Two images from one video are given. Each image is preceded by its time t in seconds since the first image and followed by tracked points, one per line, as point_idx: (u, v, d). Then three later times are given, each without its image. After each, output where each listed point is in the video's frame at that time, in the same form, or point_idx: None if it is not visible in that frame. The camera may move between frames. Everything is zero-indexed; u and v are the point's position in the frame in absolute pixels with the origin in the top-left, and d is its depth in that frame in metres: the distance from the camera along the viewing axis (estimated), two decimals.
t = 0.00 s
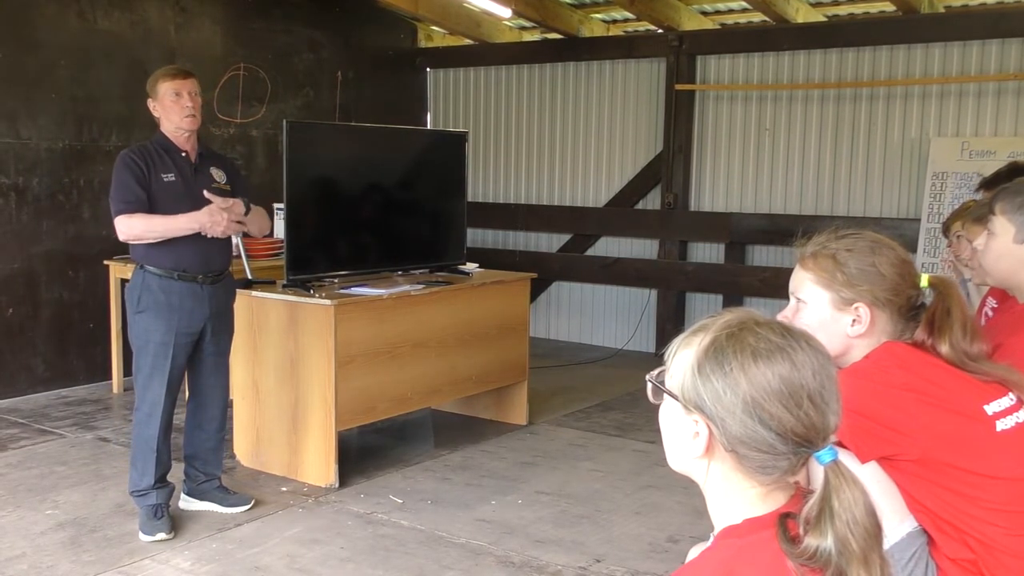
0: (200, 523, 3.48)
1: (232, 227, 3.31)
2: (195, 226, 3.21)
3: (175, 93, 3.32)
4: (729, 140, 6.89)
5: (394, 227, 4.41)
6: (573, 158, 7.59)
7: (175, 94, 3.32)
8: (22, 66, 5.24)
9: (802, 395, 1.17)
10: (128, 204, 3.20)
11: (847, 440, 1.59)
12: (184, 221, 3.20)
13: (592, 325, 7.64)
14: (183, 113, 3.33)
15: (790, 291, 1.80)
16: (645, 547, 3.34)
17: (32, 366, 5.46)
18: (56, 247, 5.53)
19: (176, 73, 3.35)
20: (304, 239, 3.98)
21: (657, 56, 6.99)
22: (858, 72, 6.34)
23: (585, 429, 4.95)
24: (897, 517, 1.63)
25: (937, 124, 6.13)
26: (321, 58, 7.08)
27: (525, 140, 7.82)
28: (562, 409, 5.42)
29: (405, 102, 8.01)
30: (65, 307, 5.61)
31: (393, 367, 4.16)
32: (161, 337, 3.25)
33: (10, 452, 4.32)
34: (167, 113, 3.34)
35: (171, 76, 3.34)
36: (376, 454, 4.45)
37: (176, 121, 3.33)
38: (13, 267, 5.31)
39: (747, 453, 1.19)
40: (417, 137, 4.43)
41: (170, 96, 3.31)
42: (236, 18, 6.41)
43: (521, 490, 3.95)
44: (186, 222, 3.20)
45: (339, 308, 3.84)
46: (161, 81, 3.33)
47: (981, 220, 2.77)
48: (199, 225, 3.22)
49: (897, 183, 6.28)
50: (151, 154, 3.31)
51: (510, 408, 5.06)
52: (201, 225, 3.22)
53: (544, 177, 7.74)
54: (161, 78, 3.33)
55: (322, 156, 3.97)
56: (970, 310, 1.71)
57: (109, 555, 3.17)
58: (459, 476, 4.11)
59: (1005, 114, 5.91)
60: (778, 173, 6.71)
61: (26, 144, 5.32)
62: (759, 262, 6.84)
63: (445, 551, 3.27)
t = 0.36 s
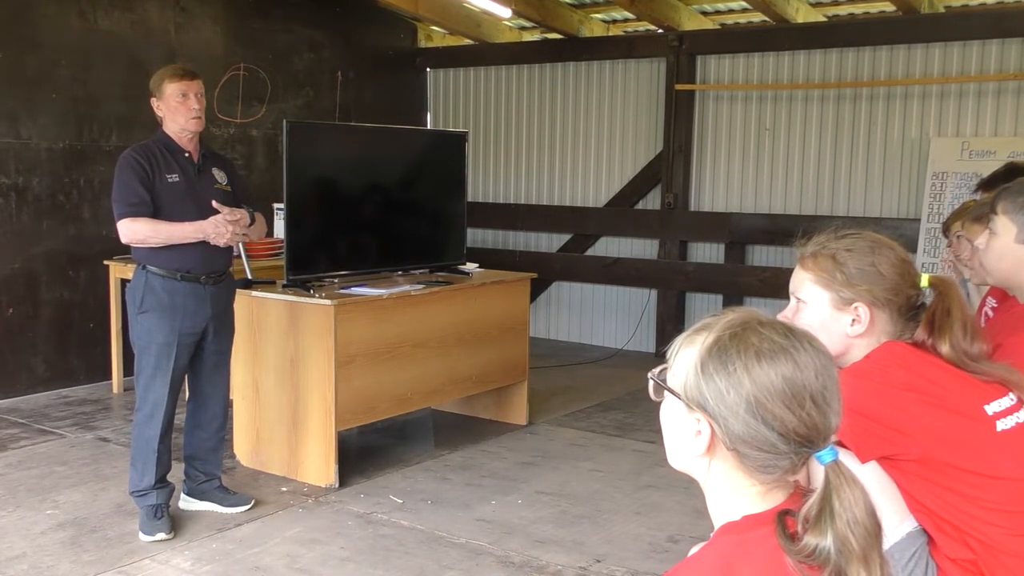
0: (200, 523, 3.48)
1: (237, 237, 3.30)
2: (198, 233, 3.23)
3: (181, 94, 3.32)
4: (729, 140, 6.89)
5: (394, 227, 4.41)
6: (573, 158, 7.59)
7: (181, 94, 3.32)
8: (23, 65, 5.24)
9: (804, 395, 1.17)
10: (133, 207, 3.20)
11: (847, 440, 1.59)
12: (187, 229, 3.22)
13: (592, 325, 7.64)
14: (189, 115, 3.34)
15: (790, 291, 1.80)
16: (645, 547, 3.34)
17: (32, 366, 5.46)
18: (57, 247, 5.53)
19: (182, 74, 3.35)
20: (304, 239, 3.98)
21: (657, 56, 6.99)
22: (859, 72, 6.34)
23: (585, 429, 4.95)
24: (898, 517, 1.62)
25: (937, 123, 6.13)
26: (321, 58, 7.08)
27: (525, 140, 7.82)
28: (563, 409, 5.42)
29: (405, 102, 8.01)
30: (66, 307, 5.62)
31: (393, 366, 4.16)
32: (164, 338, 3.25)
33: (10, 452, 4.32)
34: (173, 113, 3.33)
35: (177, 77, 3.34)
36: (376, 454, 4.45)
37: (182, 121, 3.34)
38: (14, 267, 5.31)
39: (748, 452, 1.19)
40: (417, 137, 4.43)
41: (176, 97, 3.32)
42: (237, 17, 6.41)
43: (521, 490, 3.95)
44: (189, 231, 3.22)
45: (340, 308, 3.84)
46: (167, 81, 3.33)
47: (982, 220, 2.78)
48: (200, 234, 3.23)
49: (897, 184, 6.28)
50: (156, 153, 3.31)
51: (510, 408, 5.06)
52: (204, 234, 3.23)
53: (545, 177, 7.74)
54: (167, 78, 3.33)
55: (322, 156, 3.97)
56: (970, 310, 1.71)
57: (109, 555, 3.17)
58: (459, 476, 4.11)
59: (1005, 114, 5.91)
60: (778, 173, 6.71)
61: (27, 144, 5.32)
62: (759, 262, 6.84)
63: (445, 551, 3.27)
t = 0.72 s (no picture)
0: (200, 523, 3.48)
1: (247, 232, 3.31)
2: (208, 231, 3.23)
3: (190, 95, 3.33)
4: (729, 140, 6.89)
5: (394, 227, 4.41)
6: (573, 157, 7.59)
7: (189, 96, 3.33)
8: (23, 65, 5.24)
9: (804, 394, 1.17)
10: (144, 208, 3.20)
11: (847, 440, 1.59)
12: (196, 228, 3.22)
13: (592, 325, 7.64)
14: (198, 115, 3.34)
15: (790, 291, 1.80)
16: (645, 547, 3.34)
17: (32, 366, 5.46)
18: (57, 247, 5.53)
19: (189, 75, 3.35)
20: (304, 239, 3.98)
21: (657, 56, 6.99)
22: (859, 72, 6.34)
23: (585, 429, 4.95)
24: (899, 517, 1.62)
25: (938, 123, 6.13)
26: (322, 58, 7.08)
27: (525, 140, 7.82)
28: (563, 409, 5.41)
29: (405, 102, 8.01)
30: (66, 307, 5.62)
31: (393, 366, 4.16)
32: (174, 338, 3.25)
33: (10, 452, 4.32)
34: (182, 114, 3.33)
35: (185, 78, 3.34)
36: (377, 454, 4.45)
37: (191, 122, 3.34)
38: (14, 267, 5.31)
39: (748, 451, 1.19)
40: (417, 137, 4.43)
41: (185, 98, 3.32)
42: (236, 17, 6.41)
43: (522, 490, 3.95)
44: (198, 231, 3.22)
45: (340, 308, 3.84)
46: (175, 82, 3.33)
47: (982, 219, 2.78)
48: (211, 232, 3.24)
49: (897, 184, 6.28)
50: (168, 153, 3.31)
51: (510, 408, 5.06)
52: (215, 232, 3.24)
53: (545, 177, 7.74)
54: (174, 79, 3.33)
55: (322, 156, 3.97)
56: (971, 310, 1.70)
57: (109, 555, 3.17)
58: (459, 476, 4.11)
59: (1006, 114, 5.90)
60: (778, 174, 6.71)
61: (27, 144, 5.32)
62: (760, 262, 6.84)
63: (445, 551, 3.27)
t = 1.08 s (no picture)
0: (200, 523, 3.48)
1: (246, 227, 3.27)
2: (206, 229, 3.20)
3: (206, 97, 3.35)
4: (729, 140, 6.89)
5: (395, 227, 4.41)
6: (573, 157, 7.59)
7: (206, 97, 3.36)
8: (23, 65, 5.24)
9: (803, 394, 1.17)
10: (151, 206, 3.19)
11: (848, 440, 1.59)
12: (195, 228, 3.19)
13: (592, 325, 7.64)
14: (213, 117, 3.36)
15: (790, 291, 1.81)
16: (645, 547, 3.34)
17: (32, 366, 5.46)
18: (57, 247, 5.53)
19: (207, 77, 3.39)
20: (304, 239, 3.98)
21: (657, 56, 6.99)
22: (859, 72, 6.34)
23: (585, 429, 4.95)
24: (899, 517, 1.62)
25: (938, 123, 6.13)
26: (322, 58, 7.08)
27: (525, 140, 7.82)
28: (563, 409, 5.41)
29: (405, 103, 8.01)
30: (66, 307, 5.62)
31: (393, 366, 4.16)
32: (177, 335, 3.25)
33: (10, 451, 4.32)
34: (197, 115, 3.36)
35: (202, 80, 3.37)
36: (376, 454, 4.45)
37: (206, 123, 3.36)
38: (14, 267, 5.32)
39: (747, 451, 1.19)
40: (417, 137, 4.43)
41: (202, 99, 3.35)
42: (236, 17, 6.41)
43: (521, 490, 3.95)
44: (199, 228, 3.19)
45: (340, 308, 3.84)
46: (192, 83, 3.36)
47: (982, 218, 2.78)
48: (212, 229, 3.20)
49: (897, 184, 6.28)
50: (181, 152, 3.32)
51: (510, 408, 5.06)
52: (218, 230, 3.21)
53: (545, 178, 7.74)
54: (193, 80, 3.36)
55: (322, 156, 3.97)
56: (970, 310, 1.71)
57: (109, 555, 3.17)
58: (459, 476, 4.11)
59: (1006, 114, 5.90)
60: (778, 174, 6.71)
61: (27, 144, 5.32)
62: (760, 262, 6.84)
63: (445, 551, 3.27)
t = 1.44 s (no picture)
0: (200, 522, 3.48)
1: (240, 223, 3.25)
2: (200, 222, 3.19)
3: (219, 97, 3.36)
4: (729, 139, 6.89)
5: (395, 227, 4.41)
6: (573, 157, 7.59)
7: (219, 98, 3.37)
8: (23, 64, 5.23)
9: (802, 394, 1.17)
10: (150, 198, 3.21)
11: (848, 440, 1.59)
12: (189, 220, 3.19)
13: (592, 325, 7.64)
14: (224, 118, 3.36)
15: (790, 291, 1.81)
16: (645, 547, 3.34)
17: (33, 366, 5.46)
18: (57, 247, 5.53)
19: (223, 77, 3.40)
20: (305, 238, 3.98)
21: (658, 56, 6.98)
22: (859, 72, 6.34)
23: (585, 428, 4.95)
24: (899, 517, 1.62)
25: (938, 123, 6.13)
26: (322, 58, 7.08)
27: (525, 139, 7.82)
28: (563, 409, 5.41)
29: (406, 102, 8.01)
30: (66, 307, 5.62)
31: (393, 366, 4.16)
32: (162, 328, 3.25)
33: (10, 451, 4.32)
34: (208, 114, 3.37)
35: (218, 80, 3.38)
36: (377, 454, 4.45)
37: (217, 123, 3.37)
38: (15, 267, 5.32)
39: (746, 452, 1.19)
40: (417, 137, 4.43)
41: (214, 99, 3.36)
42: (236, 17, 6.41)
43: (522, 490, 3.95)
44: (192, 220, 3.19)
45: (340, 308, 3.84)
46: (207, 83, 3.37)
47: (980, 219, 2.78)
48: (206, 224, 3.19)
49: (897, 183, 6.28)
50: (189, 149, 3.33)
51: (510, 408, 5.06)
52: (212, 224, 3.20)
53: (545, 177, 7.74)
54: (208, 79, 3.38)
55: (322, 155, 3.97)
56: (971, 310, 1.70)
57: (109, 555, 3.17)
58: (459, 476, 4.11)
59: (1006, 114, 5.90)
60: (778, 174, 6.71)
61: (27, 144, 5.32)
62: (760, 262, 6.84)
63: (446, 551, 3.27)
